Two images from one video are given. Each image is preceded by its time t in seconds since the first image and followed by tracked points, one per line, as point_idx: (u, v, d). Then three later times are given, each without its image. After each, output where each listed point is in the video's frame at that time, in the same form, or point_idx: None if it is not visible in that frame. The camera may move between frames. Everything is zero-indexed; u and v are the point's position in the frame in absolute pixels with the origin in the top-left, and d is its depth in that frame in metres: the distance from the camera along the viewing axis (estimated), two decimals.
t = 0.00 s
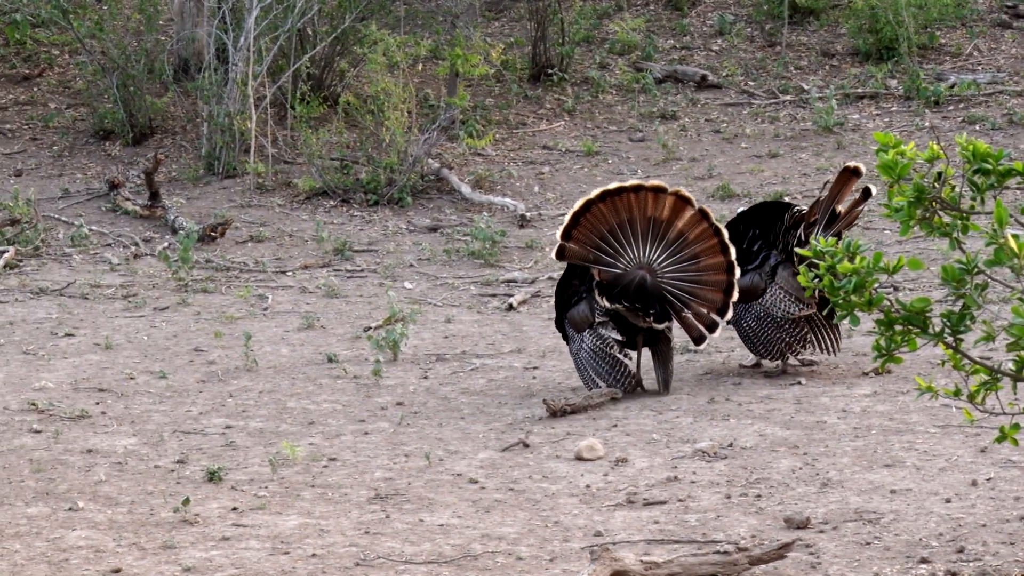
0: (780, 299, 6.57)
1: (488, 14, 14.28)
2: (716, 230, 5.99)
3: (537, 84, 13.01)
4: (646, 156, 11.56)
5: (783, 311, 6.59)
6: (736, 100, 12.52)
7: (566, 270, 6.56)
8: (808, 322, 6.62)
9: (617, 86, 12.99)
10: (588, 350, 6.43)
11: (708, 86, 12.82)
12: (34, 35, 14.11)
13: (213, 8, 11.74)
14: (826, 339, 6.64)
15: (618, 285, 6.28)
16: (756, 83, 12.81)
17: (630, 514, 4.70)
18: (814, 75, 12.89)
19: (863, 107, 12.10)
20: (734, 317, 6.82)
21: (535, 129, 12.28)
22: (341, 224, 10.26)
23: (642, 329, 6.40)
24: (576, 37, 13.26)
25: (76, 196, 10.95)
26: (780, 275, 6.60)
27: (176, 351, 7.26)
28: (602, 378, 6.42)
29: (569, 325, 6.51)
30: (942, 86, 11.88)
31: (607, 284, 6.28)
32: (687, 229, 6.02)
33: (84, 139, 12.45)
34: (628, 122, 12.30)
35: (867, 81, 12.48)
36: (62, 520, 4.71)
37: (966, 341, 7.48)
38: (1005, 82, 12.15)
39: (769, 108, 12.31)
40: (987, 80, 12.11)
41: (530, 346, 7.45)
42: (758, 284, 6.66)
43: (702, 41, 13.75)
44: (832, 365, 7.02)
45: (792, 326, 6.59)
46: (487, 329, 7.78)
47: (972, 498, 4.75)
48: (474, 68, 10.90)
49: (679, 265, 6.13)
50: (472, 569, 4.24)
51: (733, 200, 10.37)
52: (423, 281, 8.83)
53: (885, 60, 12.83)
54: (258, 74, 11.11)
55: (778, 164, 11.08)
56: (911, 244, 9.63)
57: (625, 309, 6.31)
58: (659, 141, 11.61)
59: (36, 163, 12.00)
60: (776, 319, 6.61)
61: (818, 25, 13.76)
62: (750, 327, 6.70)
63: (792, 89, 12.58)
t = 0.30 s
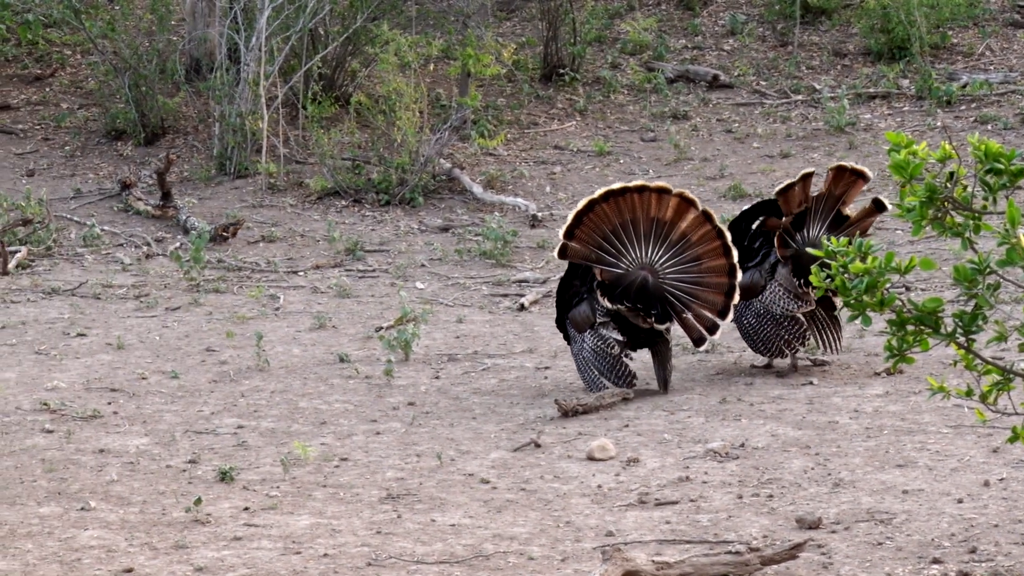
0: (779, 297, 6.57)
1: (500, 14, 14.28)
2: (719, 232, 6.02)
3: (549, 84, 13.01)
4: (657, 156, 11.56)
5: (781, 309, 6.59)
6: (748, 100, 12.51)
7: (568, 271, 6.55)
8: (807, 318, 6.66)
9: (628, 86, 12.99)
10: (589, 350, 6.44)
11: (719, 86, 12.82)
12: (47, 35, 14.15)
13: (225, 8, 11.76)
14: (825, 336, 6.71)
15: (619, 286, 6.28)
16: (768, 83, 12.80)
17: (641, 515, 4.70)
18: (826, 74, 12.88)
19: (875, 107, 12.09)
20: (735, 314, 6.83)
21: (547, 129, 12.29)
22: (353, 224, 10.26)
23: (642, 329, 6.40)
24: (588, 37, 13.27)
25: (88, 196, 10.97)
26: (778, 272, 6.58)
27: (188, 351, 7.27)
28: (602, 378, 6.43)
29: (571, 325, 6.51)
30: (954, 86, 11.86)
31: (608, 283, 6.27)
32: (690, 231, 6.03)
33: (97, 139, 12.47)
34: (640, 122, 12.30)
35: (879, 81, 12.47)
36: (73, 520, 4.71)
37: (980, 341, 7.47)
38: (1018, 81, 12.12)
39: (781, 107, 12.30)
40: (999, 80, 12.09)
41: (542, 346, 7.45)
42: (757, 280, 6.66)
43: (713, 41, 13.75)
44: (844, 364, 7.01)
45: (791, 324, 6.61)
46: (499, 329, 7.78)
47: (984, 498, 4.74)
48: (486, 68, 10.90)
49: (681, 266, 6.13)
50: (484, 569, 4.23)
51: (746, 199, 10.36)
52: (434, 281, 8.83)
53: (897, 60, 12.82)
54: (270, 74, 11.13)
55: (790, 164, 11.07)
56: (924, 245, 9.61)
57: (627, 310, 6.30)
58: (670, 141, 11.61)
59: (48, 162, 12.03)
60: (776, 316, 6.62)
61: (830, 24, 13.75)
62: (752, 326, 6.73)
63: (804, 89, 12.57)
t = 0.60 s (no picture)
0: (783, 296, 6.56)
1: (510, 15, 14.29)
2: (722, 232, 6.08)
3: (559, 85, 13.02)
4: (667, 156, 11.56)
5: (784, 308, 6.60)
6: (758, 100, 12.51)
7: (572, 268, 6.50)
8: (810, 317, 6.66)
9: (639, 86, 12.99)
10: (589, 350, 6.40)
11: (730, 86, 12.82)
12: (57, 35, 14.17)
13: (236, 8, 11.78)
14: (832, 337, 6.76)
15: (622, 285, 6.25)
16: (778, 83, 12.80)
17: (651, 515, 4.70)
18: (837, 75, 12.88)
19: (885, 107, 12.08)
20: (739, 312, 6.82)
21: (557, 129, 12.29)
22: (363, 224, 10.27)
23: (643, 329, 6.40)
24: (598, 37, 13.27)
25: (97, 196, 10.98)
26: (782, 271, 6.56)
27: (198, 351, 7.27)
28: (602, 378, 6.41)
29: (572, 323, 6.46)
30: (965, 86, 11.85)
31: (610, 283, 6.24)
32: (693, 230, 6.08)
33: (107, 139, 12.49)
34: (650, 122, 12.31)
35: (890, 81, 12.47)
36: (84, 520, 4.72)
37: (993, 342, 7.46)
38: None
39: (791, 107, 12.30)
40: (1010, 80, 12.08)
41: (553, 346, 7.46)
42: (762, 279, 6.65)
43: (724, 41, 13.74)
44: (855, 365, 7.00)
45: (795, 323, 6.61)
46: (510, 329, 7.78)
47: (996, 498, 4.73)
48: (496, 67, 10.91)
49: (684, 266, 6.16)
50: (494, 569, 4.23)
51: (756, 199, 10.36)
52: (445, 281, 8.84)
53: (908, 60, 12.81)
54: (280, 74, 11.14)
55: (800, 164, 11.07)
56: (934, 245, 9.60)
57: (630, 309, 6.28)
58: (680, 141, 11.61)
59: (58, 163, 12.04)
60: (780, 315, 6.61)
61: (841, 25, 13.75)
62: (755, 325, 6.74)
63: (815, 90, 12.57)
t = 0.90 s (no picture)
0: (786, 295, 6.57)
1: (518, 14, 14.29)
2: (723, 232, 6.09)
3: (566, 84, 13.02)
4: (674, 155, 11.56)
5: (789, 308, 6.58)
6: (766, 100, 12.50)
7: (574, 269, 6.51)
8: (814, 317, 6.63)
9: (646, 86, 12.98)
10: (593, 349, 6.39)
11: (737, 86, 12.81)
12: (65, 35, 14.18)
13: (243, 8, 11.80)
14: (836, 336, 6.78)
15: (624, 284, 6.24)
16: (785, 83, 12.80)
17: (658, 515, 4.70)
18: (844, 74, 12.87)
19: (892, 107, 12.07)
20: (743, 311, 6.84)
21: (564, 129, 12.29)
22: (370, 224, 10.27)
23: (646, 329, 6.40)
24: (606, 37, 13.27)
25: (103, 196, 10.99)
26: (786, 270, 6.59)
27: (205, 351, 7.27)
28: (607, 376, 6.40)
29: (576, 322, 6.46)
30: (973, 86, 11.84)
31: (613, 282, 6.24)
32: (693, 229, 6.08)
33: (114, 139, 12.50)
34: (657, 122, 12.30)
35: (898, 81, 12.46)
36: (91, 520, 4.72)
37: (1001, 342, 7.45)
38: None
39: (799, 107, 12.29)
40: (1018, 79, 12.06)
41: (560, 345, 7.45)
42: (766, 277, 6.68)
43: (731, 41, 13.73)
44: (862, 364, 6.99)
45: (799, 322, 6.58)
46: (517, 329, 7.77)
47: (1004, 498, 4.73)
48: (504, 67, 10.91)
49: (685, 265, 6.17)
50: (501, 569, 4.23)
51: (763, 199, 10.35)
52: (452, 281, 8.84)
53: (916, 60, 12.80)
54: (287, 74, 11.15)
55: (807, 164, 11.06)
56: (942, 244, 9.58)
57: (632, 308, 6.26)
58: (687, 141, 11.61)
59: (65, 162, 12.05)
60: (783, 315, 6.60)
61: (848, 24, 13.74)
62: (757, 323, 6.74)
63: (823, 89, 12.56)
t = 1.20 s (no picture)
0: (786, 295, 6.57)
1: (520, 14, 14.29)
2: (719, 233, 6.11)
3: (568, 84, 13.02)
4: (677, 155, 11.55)
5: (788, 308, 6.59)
6: (768, 99, 12.50)
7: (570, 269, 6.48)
8: (814, 316, 6.64)
9: (648, 86, 12.98)
10: (592, 350, 6.39)
11: (739, 85, 12.82)
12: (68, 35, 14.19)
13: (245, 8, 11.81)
14: (836, 335, 6.78)
15: (620, 284, 6.25)
16: (787, 82, 12.80)
17: (661, 515, 4.70)
18: (846, 74, 12.87)
19: (894, 107, 12.07)
20: (743, 310, 6.84)
21: (567, 129, 12.29)
22: (372, 224, 10.27)
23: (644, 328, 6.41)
24: (608, 37, 13.27)
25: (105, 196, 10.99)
26: (786, 270, 6.57)
27: (207, 351, 7.27)
28: (607, 377, 6.40)
29: (574, 323, 6.44)
30: (975, 86, 11.84)
31: (609, 282, 6.23)
32: (689, 231, 6.10)
33: (116, 139, 12.50)
34: (660, 121, 12.30)
35: (900, 81, 12.46)
36: (93, 520, 4.72)
37: (1003, 341, 7.44)
38: None
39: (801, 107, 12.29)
40: (1021, 79, 12.05)
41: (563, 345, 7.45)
42: (767, 277, 6.67)
43: (733, 41, 13.73)
44: (865, 364, 6.99)
45: (799, 322, 6.60)
46: (520, 329, 7.77)
47: (1007, 498, 4.72)
48: (506, 66, 10.91)
49: (681, 266, 6.18)
50: (503, 569, 4.23)
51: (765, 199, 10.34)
52: (454, 281, 8.84)
53: (918, 60, 12.80)
54: (290, 74, 11.16)
55: (809, 163, 11.06)
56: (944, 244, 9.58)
57: (629, 309, 6.28)
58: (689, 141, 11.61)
59: (67, 162, 12.05)
60: (784, 314, 6.61)
61: (851, 24, 13.74)
62: (757, 324, 6.75)
63: (825, 89, 12.57)
